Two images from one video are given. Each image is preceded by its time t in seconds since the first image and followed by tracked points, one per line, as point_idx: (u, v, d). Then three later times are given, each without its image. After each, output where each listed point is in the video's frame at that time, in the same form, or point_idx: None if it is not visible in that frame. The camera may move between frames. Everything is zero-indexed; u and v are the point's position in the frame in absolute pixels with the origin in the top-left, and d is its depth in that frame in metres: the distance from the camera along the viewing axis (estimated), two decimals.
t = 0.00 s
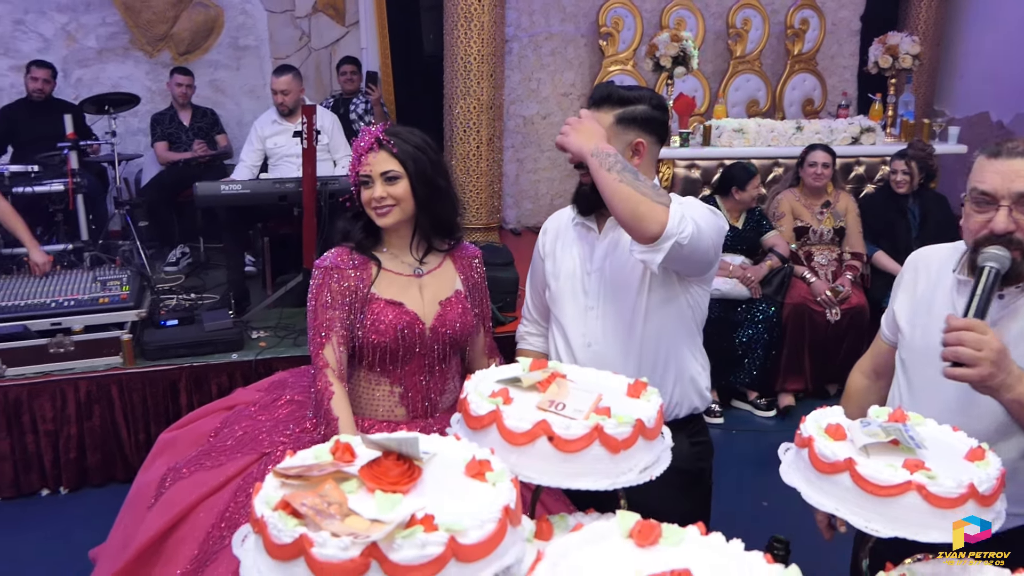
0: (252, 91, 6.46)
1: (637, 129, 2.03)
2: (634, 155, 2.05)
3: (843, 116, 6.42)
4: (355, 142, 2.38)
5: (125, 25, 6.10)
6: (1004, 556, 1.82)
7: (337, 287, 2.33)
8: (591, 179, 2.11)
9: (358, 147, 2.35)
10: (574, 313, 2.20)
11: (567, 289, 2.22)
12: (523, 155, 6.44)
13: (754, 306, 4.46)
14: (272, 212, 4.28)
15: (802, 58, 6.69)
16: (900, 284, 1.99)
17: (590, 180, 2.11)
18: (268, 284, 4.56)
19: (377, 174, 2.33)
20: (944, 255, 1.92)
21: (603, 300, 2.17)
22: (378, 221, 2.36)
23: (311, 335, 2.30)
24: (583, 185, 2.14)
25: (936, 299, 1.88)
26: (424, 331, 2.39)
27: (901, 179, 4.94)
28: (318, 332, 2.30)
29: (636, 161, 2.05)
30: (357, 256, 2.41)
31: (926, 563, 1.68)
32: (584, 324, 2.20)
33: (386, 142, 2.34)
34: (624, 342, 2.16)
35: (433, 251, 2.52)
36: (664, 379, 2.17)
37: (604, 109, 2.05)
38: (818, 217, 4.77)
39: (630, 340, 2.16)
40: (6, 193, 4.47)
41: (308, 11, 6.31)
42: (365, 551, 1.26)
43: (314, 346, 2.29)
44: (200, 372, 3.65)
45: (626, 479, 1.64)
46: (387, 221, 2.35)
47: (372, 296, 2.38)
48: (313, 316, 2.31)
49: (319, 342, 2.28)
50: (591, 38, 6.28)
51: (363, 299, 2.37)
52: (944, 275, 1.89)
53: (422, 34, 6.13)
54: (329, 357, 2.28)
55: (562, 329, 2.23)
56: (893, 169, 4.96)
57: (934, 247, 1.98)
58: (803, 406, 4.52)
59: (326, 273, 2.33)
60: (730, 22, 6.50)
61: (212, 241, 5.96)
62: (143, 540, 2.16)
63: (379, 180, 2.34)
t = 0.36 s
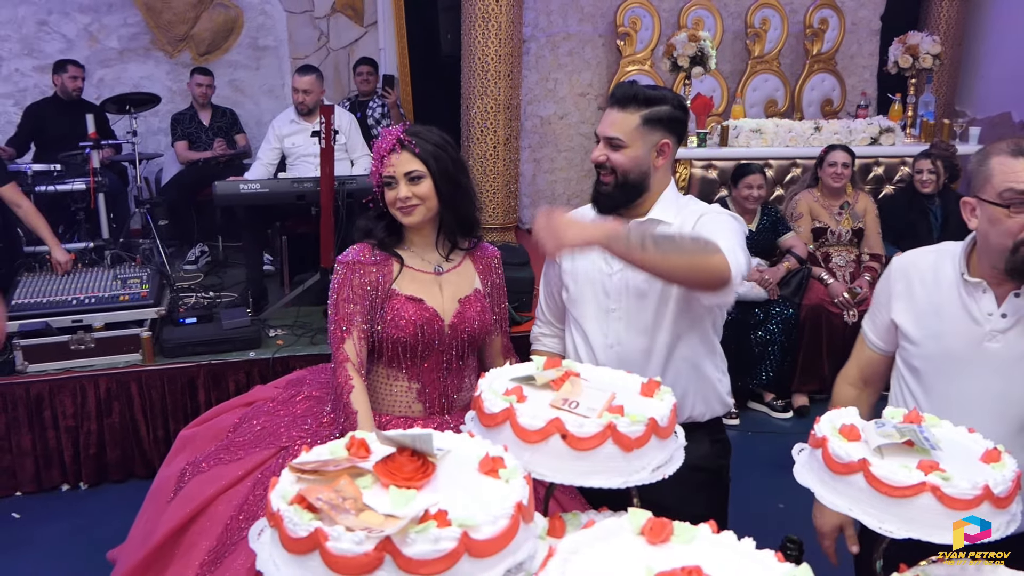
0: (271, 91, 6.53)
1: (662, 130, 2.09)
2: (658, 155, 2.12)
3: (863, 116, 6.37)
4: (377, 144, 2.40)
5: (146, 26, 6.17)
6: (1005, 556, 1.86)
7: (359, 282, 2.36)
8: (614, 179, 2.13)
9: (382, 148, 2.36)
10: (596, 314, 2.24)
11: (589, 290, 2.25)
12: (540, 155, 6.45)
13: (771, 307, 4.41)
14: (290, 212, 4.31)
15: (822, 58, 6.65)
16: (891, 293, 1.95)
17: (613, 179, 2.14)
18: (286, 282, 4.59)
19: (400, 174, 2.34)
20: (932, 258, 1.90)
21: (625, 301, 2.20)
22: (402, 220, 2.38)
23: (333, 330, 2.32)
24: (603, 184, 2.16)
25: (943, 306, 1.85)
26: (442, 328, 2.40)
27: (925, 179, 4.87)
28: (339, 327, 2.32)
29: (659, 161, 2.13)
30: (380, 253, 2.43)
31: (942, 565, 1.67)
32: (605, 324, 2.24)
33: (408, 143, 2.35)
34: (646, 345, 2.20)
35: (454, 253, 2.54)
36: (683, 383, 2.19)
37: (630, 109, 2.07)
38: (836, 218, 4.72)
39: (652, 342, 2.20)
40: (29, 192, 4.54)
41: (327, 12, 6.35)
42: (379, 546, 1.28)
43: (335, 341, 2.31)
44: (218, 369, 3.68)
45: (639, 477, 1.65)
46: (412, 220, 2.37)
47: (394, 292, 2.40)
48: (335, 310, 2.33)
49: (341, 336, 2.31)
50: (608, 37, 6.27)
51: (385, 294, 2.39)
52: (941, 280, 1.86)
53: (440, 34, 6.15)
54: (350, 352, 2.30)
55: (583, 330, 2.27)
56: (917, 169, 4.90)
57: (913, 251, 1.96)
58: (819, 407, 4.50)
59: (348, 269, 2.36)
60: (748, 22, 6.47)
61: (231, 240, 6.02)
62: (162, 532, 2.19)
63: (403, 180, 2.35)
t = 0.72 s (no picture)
0: (271, 91, 6.52)
1: (666, 132, 2.15)
2: (663, 154, 2.17)
3: (863, 117, 6.37)
4: (378, 145, 2.39)
5: (146, 25, 6.17)
6: (1004, 556, 1.85)
7: (362, 282, 2.36)
8: (618, 176, 2.15)
9: (383, 148, 2.36)
10: (599, 320, 2.23)
11: (592, 295, 2.24)
12: (540, 155, 6.44)
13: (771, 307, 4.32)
14: (290, 212, 4.30)
15: (822, 59, 6.65)
16: (868, 308, 1.95)
17: (616, 176, 2.15)
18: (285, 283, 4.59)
19: (403, 173, 2.34)
20: (900, 270, 1.92)
21: (629, 308, 2.20)
22: (405, 220, 2.38)
23: (335, 330, 2.32)
24: (604, 182, 2.17)
25: (926, 318, 1.87)
26: (445, 328, 2.41)
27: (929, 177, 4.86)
28: (341, 327, 2.32)
29: (664, 160, 2.18)
30: (381, 253, 2.43)
31: (941, 565, 1.67)
32: (610, 327, 2.22)
33: (411, 142, 2.35)
34: (650, 351, 2.20)
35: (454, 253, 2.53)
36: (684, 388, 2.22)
37: (637, 107, 2.14)
38: (836, 218, 4.73)
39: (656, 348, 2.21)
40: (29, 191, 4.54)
41: (327, 11, 6.35)
42: (378, 546, 1.28)
43: (337, 340, 2.31)
44: (217, 369, 3.68)
45: (638, 477, 1.65)
46: (415, 219, 2.37)
47: (396, 292, 2.40)
48: (336, 310, 2.33)
49: (343, 336, 2.31)
50: (608, 38, 6.29)
51: (387, 294, 2.39)
52: (917, 292, 1.88)
53: (440, 34, 6.15)
54: (351, 351, 2.30)
55: (586, 336, 2.26)
56: (921, 167, 4.89)
57: (874, 263, 1.98)
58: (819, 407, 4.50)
59: (351, 268, 2.35)
60: (748, 22, 6.47)
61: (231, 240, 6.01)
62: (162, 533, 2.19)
63: (406, 179, 2.35)
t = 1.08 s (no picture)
0: (270, 91, 6.51)
1: (708, 136, 2.14)
2: (705, 158, 2.17)
3: (863, 117, 6.37)
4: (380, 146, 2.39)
5: (146, 25, 6.17)
6: (1004, 556, 1.85)
7: (365, 284, 2.36)
8: (666, 181, 2.11)
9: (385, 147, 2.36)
10: (644, 324, 2.21)
11: (634, 299, 2.22)
12: (540, 155, 6.43)
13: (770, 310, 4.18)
14: (290, 212, 4.30)
15: (822, 59, 6.66)
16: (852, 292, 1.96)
17: (664, 182, 2.11)
18: (285, 282, 4.58)
19: (405, 174, 2.34)
20: (881, 255, 1.95)
21: (675, 311, 2.20)
22: (406, 221, 2.38)
23: (338, 331, 2.32)
24: (650, 188, 2.13)
25: (908, 302, 1.89)
26: (447, 329, 2.41)
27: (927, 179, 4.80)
28: (343, 328, 2.32)
29: (706, 163, 2.18)
30: (383, 254, 2.43)
31: (941, 566, 1.66)
32: (654, 334, 2.20)
33: (412, 142, 2.35)
34: (697, 354, 2.21)
35: (455, 251, 2.52)
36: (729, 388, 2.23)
37: (687, 112, 2.10)
38: (836, 219, 4.72)
39: (703, 350, 2.21)
40: (29, 191, 4.55)
41: (327, 11, 6.35)
42: (378, 546, 1.28)
43: (340, 342, 2.31)
44: (217, 369, 3.68)
45: (639, 477, 1.65)
46: (416, 220, 2.36)
47: (398, 293, 2.40)
48: (339, 311, 2.34)
49: (345, 337, 2.31)
50: (609, 38, 6.30)
51: (389, 296, 2.39)
52: (899, 276, 1.91)
53: (441, 34, 6.15)
54: (354, 352, 2.30)
55: (628, 340, 2.23)
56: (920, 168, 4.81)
57: (855, 252, 2.01)
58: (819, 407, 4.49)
59: (353, 270, 2.36)
60: (748, 23, 6.48)
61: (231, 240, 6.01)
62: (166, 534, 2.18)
63: (407, 180, 2.35)
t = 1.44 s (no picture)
0: (270, 91, 6.51)
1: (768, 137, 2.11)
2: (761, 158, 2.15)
3: (863, 117, 6.36)
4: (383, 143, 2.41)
5: (146, 25, 6.17)
6: (1005, 556, 1.85)
7: (367, 283, 2.36)
8: (730, 183, 2.08)
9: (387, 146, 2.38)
10: (699, 326, 2.19)
11: (689, 300, 2.19)
12: (540, 155, 6.43)
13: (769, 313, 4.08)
14: (290, 212, 4.30)
15: (822, 59, 6.66)
16: (851, 287, 1.98)
17: (727, 183, 2.08)
18: (285, 282, 4.58)
19: (405, 173, 2.34)
20: (888, 253, 1.95)
21: (730, 312, 2.20)
22: (407, 221, 2.38)
23: (340, 330, 2.32)
24: (712, 190, 2.09)
25: (900, 299, 1.89)
26: (448, 328, 2.41)
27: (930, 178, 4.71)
28: (346, 328, 2.32)
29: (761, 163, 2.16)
30: (385, 254, 2.43)
31: (942, 566, 1.67)
32: (709, 335, 2.19)
33: (413, 142, 2.35)
34: (748, 352, 2.22)
35: (457, 250, 2.53)
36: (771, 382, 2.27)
37: (755, 114, 2.04)
38: (836, 219, 4.70)
39: (753, 348, 2.23)
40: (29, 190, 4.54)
41: (327, 11, 6.36)
42: (377, 546, 1.28)
43: (343, 341, 2.31)
44: (217, 369, 3.68)
45: (639, 477, 1.65)
46: (417, 220, 2.37)
47: (399, 292, 2.40)
48: (342, 310, 2.33)
49: (348, 336, 2.31)
50: (609, 38, 6.30)
51: (391, 294, 2.39)
52: (897, 273, 1.91)
53: (441, 34, 6.15)
54: (357, 352, 2.30)
55: (682, 343, 2.20)
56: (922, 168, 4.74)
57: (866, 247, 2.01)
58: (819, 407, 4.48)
59: (355, 269, 2.36)
60: (748, 23, 6.48)
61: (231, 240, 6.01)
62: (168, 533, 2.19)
63: (408, 179, 2.35)
